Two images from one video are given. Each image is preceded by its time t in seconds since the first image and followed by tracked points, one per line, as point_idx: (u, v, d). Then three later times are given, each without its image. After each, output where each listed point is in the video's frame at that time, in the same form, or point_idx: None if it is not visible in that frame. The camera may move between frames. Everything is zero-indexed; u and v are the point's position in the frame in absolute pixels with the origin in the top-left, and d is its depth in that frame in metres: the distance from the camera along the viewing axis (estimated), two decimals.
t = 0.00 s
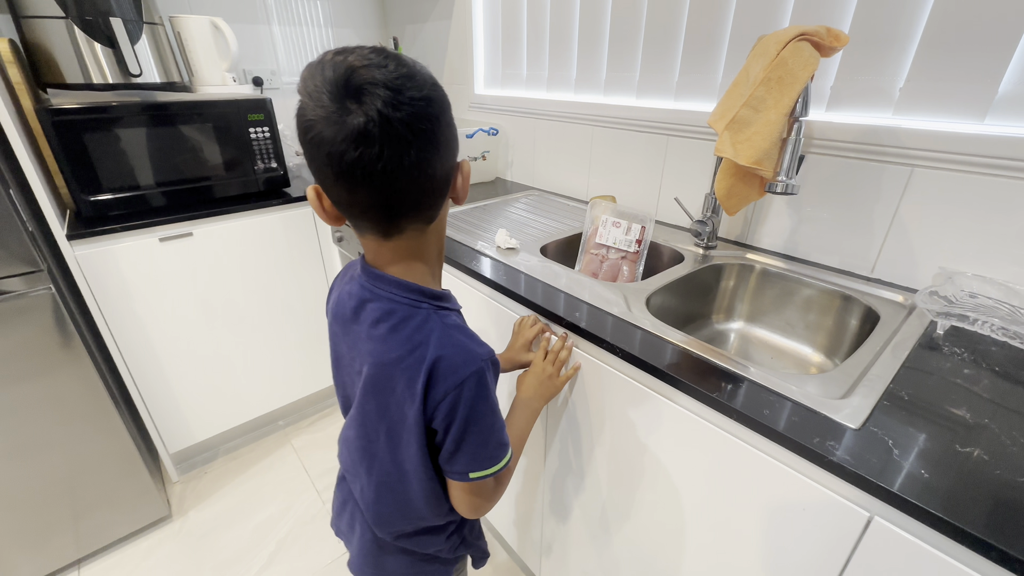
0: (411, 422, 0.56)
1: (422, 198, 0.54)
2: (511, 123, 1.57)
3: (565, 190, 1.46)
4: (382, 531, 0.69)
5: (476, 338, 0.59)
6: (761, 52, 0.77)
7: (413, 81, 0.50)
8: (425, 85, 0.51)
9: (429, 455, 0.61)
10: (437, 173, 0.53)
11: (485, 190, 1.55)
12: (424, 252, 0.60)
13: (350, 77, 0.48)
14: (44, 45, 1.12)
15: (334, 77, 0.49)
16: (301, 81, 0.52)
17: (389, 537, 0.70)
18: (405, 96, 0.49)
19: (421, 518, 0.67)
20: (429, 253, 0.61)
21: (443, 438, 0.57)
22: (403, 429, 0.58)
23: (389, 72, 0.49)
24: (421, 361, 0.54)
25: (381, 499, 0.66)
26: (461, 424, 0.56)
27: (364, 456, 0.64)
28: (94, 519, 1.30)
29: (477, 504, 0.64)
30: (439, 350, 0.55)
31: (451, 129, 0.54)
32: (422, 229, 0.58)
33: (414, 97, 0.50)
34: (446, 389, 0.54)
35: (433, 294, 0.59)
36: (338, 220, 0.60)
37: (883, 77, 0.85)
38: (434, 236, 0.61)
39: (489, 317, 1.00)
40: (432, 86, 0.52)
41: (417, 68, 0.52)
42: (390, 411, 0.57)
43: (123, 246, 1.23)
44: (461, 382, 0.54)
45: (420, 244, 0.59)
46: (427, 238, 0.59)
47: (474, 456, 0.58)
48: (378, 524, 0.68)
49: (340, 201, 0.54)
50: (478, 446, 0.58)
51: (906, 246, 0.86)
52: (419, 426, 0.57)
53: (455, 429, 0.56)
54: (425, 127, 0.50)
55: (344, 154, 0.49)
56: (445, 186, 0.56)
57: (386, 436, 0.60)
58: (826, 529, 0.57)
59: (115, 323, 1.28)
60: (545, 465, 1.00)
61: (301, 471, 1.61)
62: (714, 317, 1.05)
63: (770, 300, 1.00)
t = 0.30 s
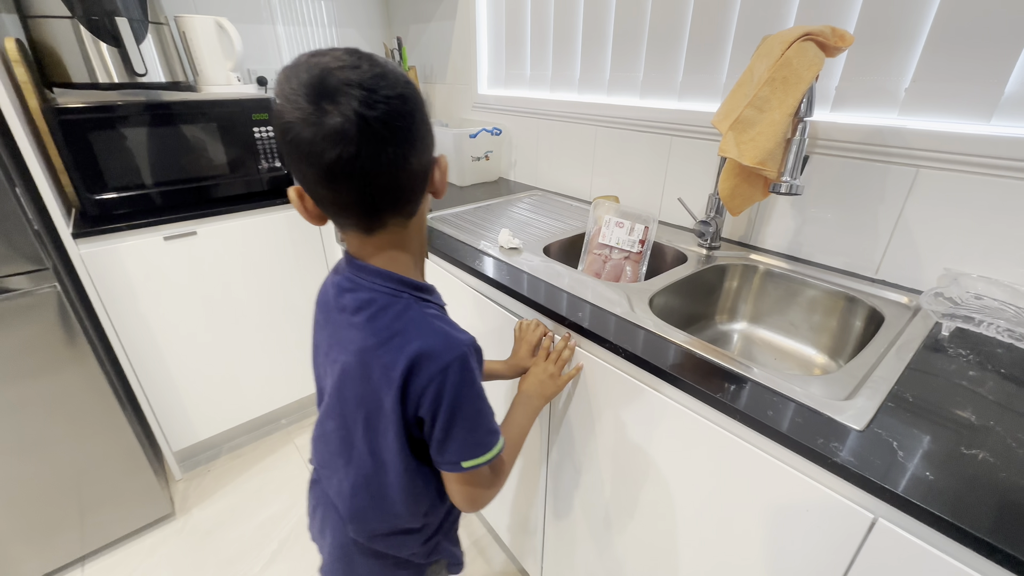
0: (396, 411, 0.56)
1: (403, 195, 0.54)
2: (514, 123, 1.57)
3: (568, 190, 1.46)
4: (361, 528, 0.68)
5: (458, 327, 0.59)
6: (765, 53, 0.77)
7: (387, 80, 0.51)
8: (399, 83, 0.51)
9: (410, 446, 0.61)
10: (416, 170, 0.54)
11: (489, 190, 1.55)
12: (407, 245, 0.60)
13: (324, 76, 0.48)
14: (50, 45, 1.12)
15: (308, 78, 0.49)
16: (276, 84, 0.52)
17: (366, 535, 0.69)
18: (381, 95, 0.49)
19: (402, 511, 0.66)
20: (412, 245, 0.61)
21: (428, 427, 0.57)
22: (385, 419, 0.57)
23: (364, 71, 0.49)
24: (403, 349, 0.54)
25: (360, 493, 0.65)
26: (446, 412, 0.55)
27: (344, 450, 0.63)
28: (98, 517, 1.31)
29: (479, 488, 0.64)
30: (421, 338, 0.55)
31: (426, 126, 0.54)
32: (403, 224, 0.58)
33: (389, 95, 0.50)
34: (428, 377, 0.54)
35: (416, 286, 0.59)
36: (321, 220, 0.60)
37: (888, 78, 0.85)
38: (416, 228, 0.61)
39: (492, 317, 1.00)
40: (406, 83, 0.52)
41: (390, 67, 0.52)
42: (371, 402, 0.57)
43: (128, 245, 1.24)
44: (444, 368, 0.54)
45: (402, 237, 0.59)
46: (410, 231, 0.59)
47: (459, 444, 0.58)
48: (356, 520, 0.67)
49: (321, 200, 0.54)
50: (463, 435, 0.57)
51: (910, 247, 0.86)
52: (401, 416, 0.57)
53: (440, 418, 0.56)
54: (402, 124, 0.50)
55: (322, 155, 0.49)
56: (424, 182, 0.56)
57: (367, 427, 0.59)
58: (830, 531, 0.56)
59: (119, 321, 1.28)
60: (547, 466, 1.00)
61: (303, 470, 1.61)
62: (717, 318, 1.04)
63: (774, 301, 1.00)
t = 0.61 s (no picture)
0: (360, 371, 0.58)
1: (352, 169, 0.56)
2: (519, 121, 1.57)
3: (572, 188, 1.46)
4: (344, 503, 0.68)
5: (422, 296, 0.62)
6: (774, 50, 0.77)
7: (327, 68, 0.54)
8: (341, 72, 0.55)
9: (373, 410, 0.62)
10: (361, 149, 0.56)
11: (493, 189, 1.55)
12: (366, 221, 0.62)
13: (268, 67, 0.52)
14: (58, 41, 1.13)
15: (254, 72, 0.52)
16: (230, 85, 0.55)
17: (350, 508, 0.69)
18: (319, 78, 0.52)
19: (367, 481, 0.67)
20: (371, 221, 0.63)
21: (393, 387, 0.59)
22: (353, 382, 0.59)
23: (306, 61, 0.53)
24: (370, 310, 0.57)
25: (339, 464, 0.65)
26: (405, 371, 0.58)
27: (323, 422, 0.64)
28: (104, 511, 1.32)
29: (433, 450, 0.65)
30: (386, 298, 0.58)
31: (367, 106, 0.57)
32: (358, 200, 0.59)
33: (326, 77, 0.53)
34: (393, 334, 0.56)
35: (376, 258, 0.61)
36: (284, 207, 0.62)
37: (898, 76, 0.84)
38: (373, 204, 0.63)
39: (496, 315, 1.00)
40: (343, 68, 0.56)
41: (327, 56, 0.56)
42: (343, 365, 0.58)
43: (134, 241, 1.24)
44: (406, 328, 0.57)
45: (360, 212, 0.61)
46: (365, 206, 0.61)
47: (424, 400, 0.60)
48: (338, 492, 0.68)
49: (278, 184, 0.57)
50: (428, 390, 0.60)
51: (919, 246, 0.85)
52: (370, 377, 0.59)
53: (400, 376, 0.58)
54: (341, 101, 0.53)
55: (271, 138, 0.52)
56: (370, 160, 0.58)
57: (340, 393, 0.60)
58: (837, 531, 0.56)
59: (126, 317, 1.29)
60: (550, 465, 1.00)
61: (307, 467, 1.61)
62: (722, 318, 1.04)
63: (780, 300, 0.99)
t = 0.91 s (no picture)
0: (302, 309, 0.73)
1: (265, 157, 0.69)
2: (525, 122, 1.57)
3: (578, 189, 1.46)
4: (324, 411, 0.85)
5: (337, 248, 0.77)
6: (783, 51, 0.77)
7: (250, 77, 0.67)
8: (261, 79, 0.68)
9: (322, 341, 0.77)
10: (275, 141, 0.70)
11: (498, 189, 1.55)
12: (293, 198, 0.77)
13: (200, 74, 0.65)
14: (69, 41, 1.14)
15: (191, 77, 0.66)
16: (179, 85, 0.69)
17: (327, 420, 0.88)
18: (240, 86, 0.66)
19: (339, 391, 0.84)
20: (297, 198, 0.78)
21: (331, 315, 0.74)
22: (300, 317, 0.75)
23: (233, 71, 0.66)
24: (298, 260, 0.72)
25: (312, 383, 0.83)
26: (339, 301, 0.73)
27: (284, 360, 0.79)
28: (111, 507, 1.33)
29: (388, 356, 0.77)
30: (309, 249, 0.74)
31: (285, 107, 0.71)
32: (276, 181, 0.73)
33: (247, 83, 0.66)
34: (321, 275, 0.72)
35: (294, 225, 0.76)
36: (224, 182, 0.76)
37: (907, 78, 0.84)
38: (300, 183, 0.77)
39: (501, 315, 1.00)
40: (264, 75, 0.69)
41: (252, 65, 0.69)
42: (289, 307, 0.74)
43: (142, 240, 1.25)
44: (329, 269, 0.72)
45: (288, 189, 0.75)
46: (282, 187, 0.74)
47: (361, 325, 0.74)
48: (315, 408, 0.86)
49: (215, 166, 0.70)
50: (363, 315, 0.74)
51: (928, 249, 0.85)
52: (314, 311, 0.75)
53: (335, 306, 0.73)
54: (259, 103, 0.67)
55: (206, 131, 0.66)
56: (284, 150, 0.71)
57: (294, 330, 0.76)
58: (846, 536, 0.56)
59: (133, 315, 1.30)
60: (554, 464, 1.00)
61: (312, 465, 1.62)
62: (728, 319, 1.04)
63: (786, 303, 0.99)
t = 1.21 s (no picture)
0: (250, 280, 0.76)
1: (212, 133, 0.74)
2: (532, 121, 1.57)
3: (585, 188, 1.45)
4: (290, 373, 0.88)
5: (290, 223, 0.79)
6: (793, 51, 0.76)
7: (198, 58, 0.73)
8: (210, 60, 0.74)
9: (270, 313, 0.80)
10: (220, 117, 0.74)
11: (505, 188, 1.55)
12: (250, 177, 0.81)
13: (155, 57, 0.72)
14: (80, 39, 1.15)
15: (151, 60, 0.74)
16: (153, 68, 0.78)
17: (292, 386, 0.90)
18: (185, 65, 0.71)
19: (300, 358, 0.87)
20: (256, 176, 0.82)
21: (273, 288, 0.76)
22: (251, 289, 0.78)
23: (183, 53, 0.73)
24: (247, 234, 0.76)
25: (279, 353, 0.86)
26: (278, 273, 0.75)
27: (243, 329, 0.83)
28: (119, 502, 1.34)
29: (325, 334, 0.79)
30: (259, 223, 0.77)
31: (239, 90, 0.76)
32: (227, 157, 0.77)
33: (193, 64, 0.72)
34: (263, 248, 0.75)
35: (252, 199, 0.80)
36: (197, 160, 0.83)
37: (919, 78, 0.83)
38: (259, 163, 0.81)
39: (507, 313, 1.01)
40: (220, 60, 0.75)
41: (210, 51, 0.75)
42: (238, 279, 0.77)
43: (151, 236, 1.26)
44: (273, 242, 0.75)
45: (242, 167, 0.79)
46: (234, 163, 0.78)
47: (300, 299, 0.75)
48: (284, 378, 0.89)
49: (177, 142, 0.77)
50: (304, 288, 0.76)
51: (938, 250, 0.84)
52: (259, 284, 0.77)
53: (275, 277, 0.75)
54: (205, 85, 0.72)
55: (161, 109, 0.73)
56: (232, 127, 0.75)
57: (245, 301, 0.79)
58: (854, 538, 0.55)
59: (142, 311, 1.31)
60: (558, 463, 1.00)
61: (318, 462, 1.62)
62: (736, 320, 1.03)
63: (795, 303, 0.98)
